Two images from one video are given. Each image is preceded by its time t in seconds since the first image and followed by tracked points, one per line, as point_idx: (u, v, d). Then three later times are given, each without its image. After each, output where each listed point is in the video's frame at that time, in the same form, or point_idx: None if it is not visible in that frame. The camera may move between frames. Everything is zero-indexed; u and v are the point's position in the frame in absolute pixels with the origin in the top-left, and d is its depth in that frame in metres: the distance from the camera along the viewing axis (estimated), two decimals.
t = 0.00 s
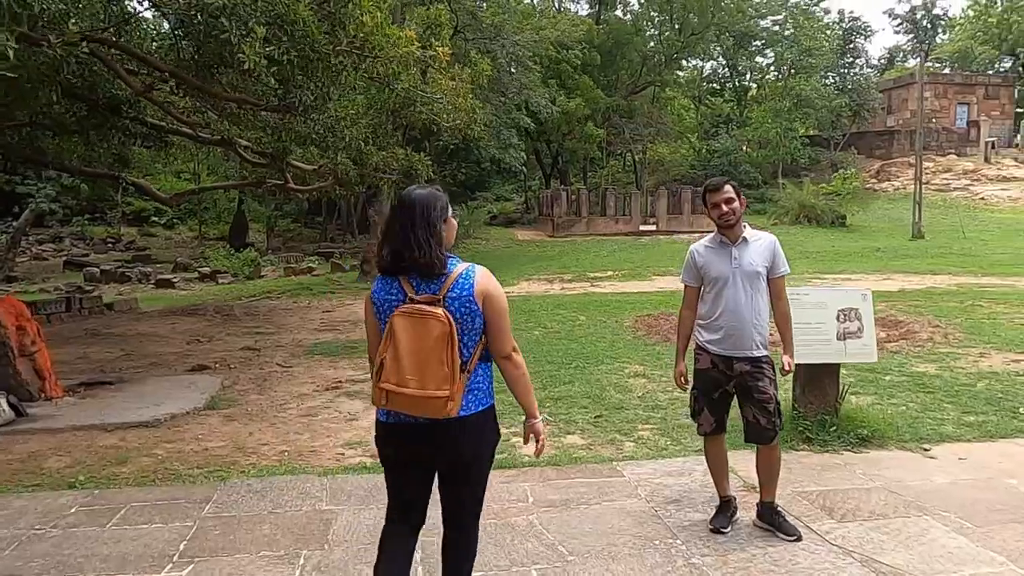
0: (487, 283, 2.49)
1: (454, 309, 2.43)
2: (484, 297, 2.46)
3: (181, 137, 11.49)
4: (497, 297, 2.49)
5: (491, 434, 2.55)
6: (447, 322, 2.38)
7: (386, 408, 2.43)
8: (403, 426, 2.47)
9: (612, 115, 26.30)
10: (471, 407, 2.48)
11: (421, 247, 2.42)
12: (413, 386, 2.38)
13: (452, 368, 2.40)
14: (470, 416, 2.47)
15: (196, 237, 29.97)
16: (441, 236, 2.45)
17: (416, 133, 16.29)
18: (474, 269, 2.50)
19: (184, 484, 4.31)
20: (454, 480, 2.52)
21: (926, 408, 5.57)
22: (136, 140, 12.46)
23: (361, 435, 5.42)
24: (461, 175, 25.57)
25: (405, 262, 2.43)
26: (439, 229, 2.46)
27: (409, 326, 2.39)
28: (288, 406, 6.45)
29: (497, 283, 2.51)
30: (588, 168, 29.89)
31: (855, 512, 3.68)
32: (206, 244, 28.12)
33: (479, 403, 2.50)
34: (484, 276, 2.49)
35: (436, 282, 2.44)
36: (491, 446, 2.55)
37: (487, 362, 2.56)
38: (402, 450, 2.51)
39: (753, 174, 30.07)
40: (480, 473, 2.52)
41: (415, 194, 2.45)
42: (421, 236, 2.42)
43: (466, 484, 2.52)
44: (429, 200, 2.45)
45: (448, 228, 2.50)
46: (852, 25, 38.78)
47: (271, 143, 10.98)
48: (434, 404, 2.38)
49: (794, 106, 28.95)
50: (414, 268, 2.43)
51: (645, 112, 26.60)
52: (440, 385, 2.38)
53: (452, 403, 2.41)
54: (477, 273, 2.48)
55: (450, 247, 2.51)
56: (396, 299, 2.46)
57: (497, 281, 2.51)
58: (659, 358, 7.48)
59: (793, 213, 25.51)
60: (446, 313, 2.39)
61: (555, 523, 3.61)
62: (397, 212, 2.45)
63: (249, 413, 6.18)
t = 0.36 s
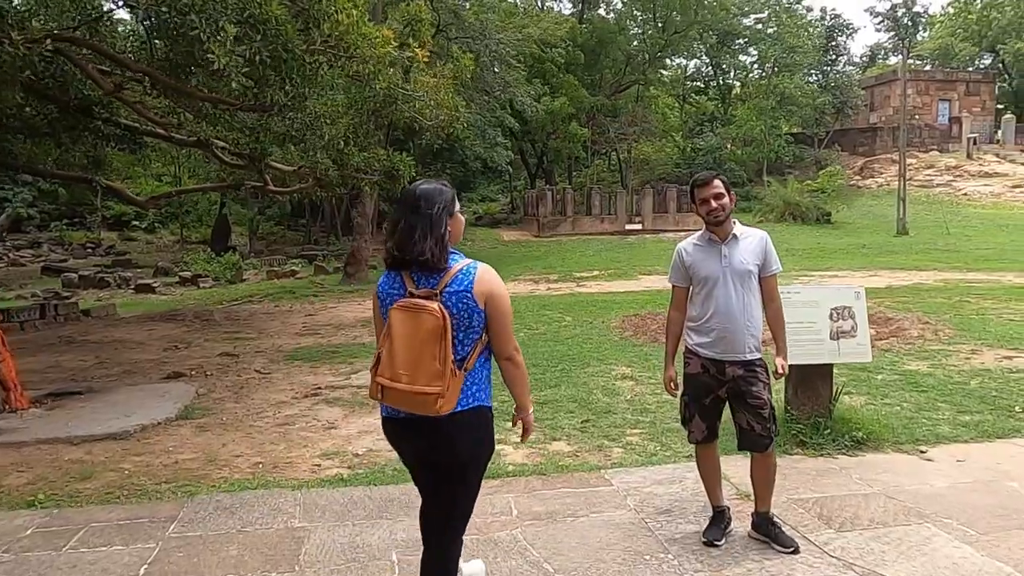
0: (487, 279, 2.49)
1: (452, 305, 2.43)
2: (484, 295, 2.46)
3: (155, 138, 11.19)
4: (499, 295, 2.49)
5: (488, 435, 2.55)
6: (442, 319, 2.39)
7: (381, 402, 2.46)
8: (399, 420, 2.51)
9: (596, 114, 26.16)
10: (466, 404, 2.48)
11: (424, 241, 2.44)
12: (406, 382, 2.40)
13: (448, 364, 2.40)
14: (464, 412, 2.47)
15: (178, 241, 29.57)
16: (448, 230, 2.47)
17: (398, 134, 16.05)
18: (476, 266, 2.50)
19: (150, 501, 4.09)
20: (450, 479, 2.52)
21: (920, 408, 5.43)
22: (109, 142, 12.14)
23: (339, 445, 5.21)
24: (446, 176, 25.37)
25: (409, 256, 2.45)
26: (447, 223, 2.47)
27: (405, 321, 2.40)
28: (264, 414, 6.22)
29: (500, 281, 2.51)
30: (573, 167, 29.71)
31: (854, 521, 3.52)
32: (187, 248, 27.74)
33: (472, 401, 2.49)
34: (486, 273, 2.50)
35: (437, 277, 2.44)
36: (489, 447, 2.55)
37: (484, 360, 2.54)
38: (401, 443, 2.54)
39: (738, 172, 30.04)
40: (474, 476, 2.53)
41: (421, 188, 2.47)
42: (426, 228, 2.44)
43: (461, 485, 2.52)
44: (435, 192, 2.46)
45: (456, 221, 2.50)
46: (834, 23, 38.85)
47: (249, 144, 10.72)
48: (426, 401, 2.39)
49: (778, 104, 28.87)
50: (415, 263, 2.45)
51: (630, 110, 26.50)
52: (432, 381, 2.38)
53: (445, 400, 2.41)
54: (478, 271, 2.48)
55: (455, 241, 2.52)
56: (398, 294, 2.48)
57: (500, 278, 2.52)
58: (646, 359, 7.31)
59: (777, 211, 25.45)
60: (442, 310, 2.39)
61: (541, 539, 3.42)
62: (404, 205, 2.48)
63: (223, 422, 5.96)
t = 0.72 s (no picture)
0: (467, 291, 2.39)
1: (429, 316, 2.38)
2: (461, 308, 2.37)
3: (122, 137, 10.86)
4: (479, 309, 2.38)
5: (481, 454, 2.44)
6: (414, 329, 2.35)
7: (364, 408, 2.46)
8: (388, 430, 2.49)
9: (577, 114, 26.02)
10: (443, 418, 2.40)
11: (415, 249, 2.41)
12: (380, 390, 2.40)
13: (420, 375, 2.36)
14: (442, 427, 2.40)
15: (152, 241, 29.04)
16: (441, 241, 2.44)
17: (376, 133, 15.79)
18: (461, 276, 2.43)
19: (98, 524, 3.84)
20: (439, 492, 2.47)
21: (906, 416, 5.29)
22: (74, 141, 11.77)
23: (305, 459, 4.97)
24: (426, 176, 25.15)
25: (400, 265, 2.44)
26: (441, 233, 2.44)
27: (386, 329, 2.40)
28: (229, 425, 5.97)
29: (483, 294, 2.41)
30: (554, 167, 29.54)
31: (842, 541, 3.35)
32: (162, 249, 27.25)
33: (451, 417, 2.41)
34: (467, 284, 2.40)
35: (420, 286, 2.41)
36: (482, 457, 2.45)
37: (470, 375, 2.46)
38: (396, 453, 2.50)
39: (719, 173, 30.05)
40: (467, 493, 2.44)
41: (416, 198, 2.45)
42: (418, 238, 2.42)
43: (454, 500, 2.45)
44: (429, 202, 2.44)
45: (452, 231, 2.48)
46: (813, 24, 38.99)
47: (220, 143, 10.44)
48: (396, 412, 2.36)
49: (758, 105, 28.86)
50: (405, 271, 2.43)
51: (611, 110, 26.40)
52: (403, 390, 2.36)
53: (418, 410, 2.37)
54: (460, 283, 2.40)
55: (451, 250, 2.49)
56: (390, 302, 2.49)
57: (484, 290, 2.42)
58: (626, 365, 7.13)
59: (757, 212, 25.44)
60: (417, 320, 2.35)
61: (512, 564, 3.21)
62: (400, 214, 2.47)
63: (184, 434, 5.69)
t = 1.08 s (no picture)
0: (469, 286, 2.25)
1: (430, 307, 2.28)
2: (462, 303, 2.24)
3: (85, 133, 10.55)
4: (484, 307, 2.23)
5: (476, 462, 2.29)
6: (412, 320, 2.25)
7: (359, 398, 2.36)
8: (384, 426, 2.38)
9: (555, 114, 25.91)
10: (435, 416, 2.29)
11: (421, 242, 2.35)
12: (371, 377, 2.30)
13: (412, 368, 2.26)
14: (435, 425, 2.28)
15: (123, 242, 28.49)
16: (452, 235, 2.36)
17: (350, 132, 15.53)
18: (468, 272, 2.30)
19: (44, 541, 3.61)
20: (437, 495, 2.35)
21: (887, 419, 5.20)
22: (35, 136, 11.40)
23: (270, 468, 4.76)
24: (402, 175, 24.92)
25: (409, 259, 2.36)
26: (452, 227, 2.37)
27: (386, 319, 2.31)
28: (191, 431, 5.73)
29: (491, 293, 2.26)
30: (531, 167, 29.41)
31: (828, 551, 3.22)
32: (133, 249, 26.73)
33: (444, 415, 2.28)
34: (475, 281, 2.27)
35: (425, 276, 2.32)
36: (476, 461, 2.30)
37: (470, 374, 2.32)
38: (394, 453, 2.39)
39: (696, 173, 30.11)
40: (458, 499, 2.30)
41: (432, 192, 2.40)
42: (425, 230, 2.35)
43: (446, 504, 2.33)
44: (444, 198, 2.37)
45: (464, 227, 2.40)
46: (789, 26, 39.21)
47: (187, 140, 10.17)
48: (382, 403, 2.27)
49: (734, 106, 28.96)
50: (414, 263, 2.34)
51: (588, 111, 26.33)
52: (393, 380, 2.26)
53: (405, 403, 2.26)
54: (465, 278, 2.27)
55: (463, 249, 2.40)
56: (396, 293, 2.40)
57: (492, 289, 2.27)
58: (604, 367, 6.99)
59: (734, 212, 25.46)
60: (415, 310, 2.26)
61: None
62: (415, 208, 2.40)
63: (145, 442, 5.45)
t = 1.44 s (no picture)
0: (501, 301, 2.09)
1: (462, 326, 2.12)
2: (494, 321, 2.09)
3: (45, 127, 10.16)
4: (517, 322, 2.07)
5: (522, 471, 2.17)
6: (444, 341, 2.11)
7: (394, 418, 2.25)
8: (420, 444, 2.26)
9: (532, 111, 25.67)
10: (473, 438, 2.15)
11: (459, 244, 2.17)
12: (407, 402, 2.18)
13: (446, 394, 2.12)
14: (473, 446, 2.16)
15: (92, 240, 27.86)
16: (488, 238, 2.18)
17: (324, 127, 15.19)
18: (500, 284, 2.14)
19: None
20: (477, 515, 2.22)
21: (875, 421, 5.06)
22: None
23: (235, 480, 4.51)
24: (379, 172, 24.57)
25: (441, 269, 2.20)
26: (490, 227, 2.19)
27: (417, 338, 2.17)
28: (155, 440, 5.45)
29: (524, 306, 2.09)
30: (509, 164, 29.15)
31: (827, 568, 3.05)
32: (102, 247, 26.13)
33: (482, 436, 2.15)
34: (506, 294, 2.10)
35: (458, 291, 2.16)
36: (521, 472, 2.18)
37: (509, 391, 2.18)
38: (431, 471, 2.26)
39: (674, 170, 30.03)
40: (498, 514, 2.18)
41: (463, 189, 2.22)
42: (463, 232, 2.17)
43: (479, 514, 2.20)
44: (476, 200, 2.19)
45: (502, 227, 2.22)
46: (766, 23, 39.33)
47: (154, 135, 9.84)
48: (421, 432, 2.15)
49: (712, 102, 28.92)
50: (446, 273, 2.18)
51: (566, 107, 26.11)
52: (427, 407, 2.13)
53: (441, 431, 2.14)
54: (498, 292, 2.10)
55: (500, 252, 2.23)
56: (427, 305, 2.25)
57: (526, 301, 2.11)
58: (586, 370, 6.80)
59: (712, 209, 25.42)
60: (447, 331, 2.11)
61: None
62: (446, 210, 2.22)
63: (104, 452, 5.17)
